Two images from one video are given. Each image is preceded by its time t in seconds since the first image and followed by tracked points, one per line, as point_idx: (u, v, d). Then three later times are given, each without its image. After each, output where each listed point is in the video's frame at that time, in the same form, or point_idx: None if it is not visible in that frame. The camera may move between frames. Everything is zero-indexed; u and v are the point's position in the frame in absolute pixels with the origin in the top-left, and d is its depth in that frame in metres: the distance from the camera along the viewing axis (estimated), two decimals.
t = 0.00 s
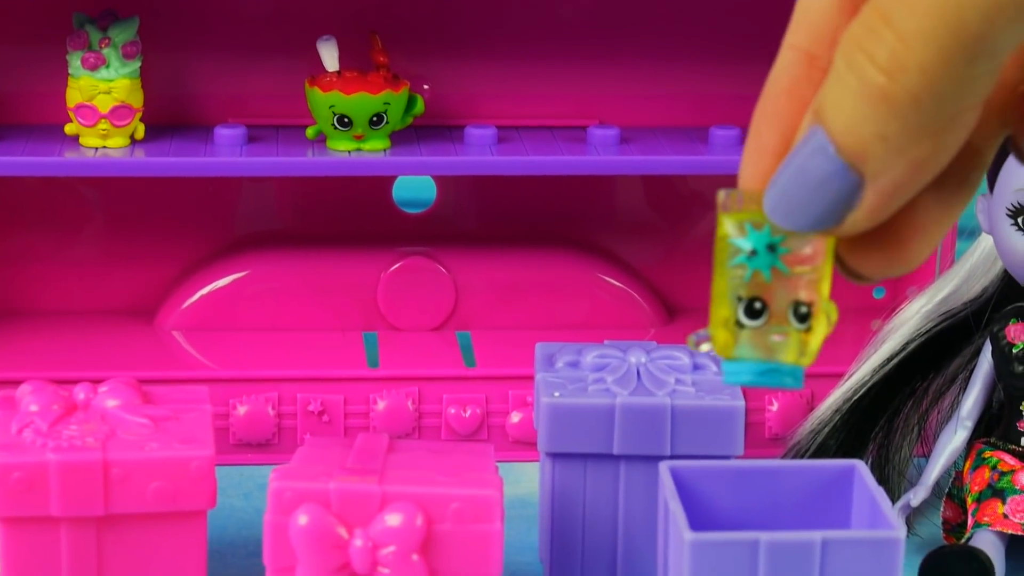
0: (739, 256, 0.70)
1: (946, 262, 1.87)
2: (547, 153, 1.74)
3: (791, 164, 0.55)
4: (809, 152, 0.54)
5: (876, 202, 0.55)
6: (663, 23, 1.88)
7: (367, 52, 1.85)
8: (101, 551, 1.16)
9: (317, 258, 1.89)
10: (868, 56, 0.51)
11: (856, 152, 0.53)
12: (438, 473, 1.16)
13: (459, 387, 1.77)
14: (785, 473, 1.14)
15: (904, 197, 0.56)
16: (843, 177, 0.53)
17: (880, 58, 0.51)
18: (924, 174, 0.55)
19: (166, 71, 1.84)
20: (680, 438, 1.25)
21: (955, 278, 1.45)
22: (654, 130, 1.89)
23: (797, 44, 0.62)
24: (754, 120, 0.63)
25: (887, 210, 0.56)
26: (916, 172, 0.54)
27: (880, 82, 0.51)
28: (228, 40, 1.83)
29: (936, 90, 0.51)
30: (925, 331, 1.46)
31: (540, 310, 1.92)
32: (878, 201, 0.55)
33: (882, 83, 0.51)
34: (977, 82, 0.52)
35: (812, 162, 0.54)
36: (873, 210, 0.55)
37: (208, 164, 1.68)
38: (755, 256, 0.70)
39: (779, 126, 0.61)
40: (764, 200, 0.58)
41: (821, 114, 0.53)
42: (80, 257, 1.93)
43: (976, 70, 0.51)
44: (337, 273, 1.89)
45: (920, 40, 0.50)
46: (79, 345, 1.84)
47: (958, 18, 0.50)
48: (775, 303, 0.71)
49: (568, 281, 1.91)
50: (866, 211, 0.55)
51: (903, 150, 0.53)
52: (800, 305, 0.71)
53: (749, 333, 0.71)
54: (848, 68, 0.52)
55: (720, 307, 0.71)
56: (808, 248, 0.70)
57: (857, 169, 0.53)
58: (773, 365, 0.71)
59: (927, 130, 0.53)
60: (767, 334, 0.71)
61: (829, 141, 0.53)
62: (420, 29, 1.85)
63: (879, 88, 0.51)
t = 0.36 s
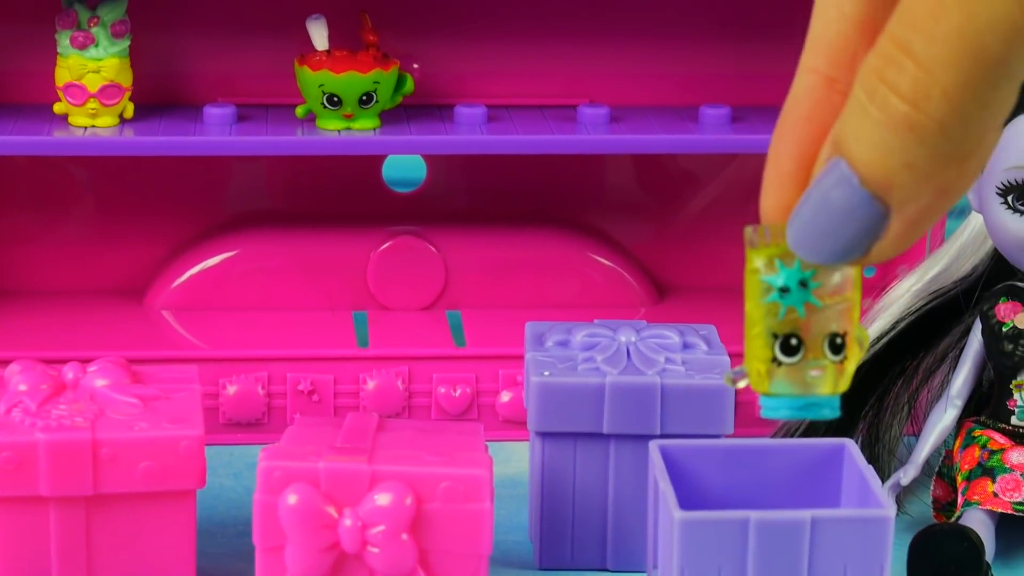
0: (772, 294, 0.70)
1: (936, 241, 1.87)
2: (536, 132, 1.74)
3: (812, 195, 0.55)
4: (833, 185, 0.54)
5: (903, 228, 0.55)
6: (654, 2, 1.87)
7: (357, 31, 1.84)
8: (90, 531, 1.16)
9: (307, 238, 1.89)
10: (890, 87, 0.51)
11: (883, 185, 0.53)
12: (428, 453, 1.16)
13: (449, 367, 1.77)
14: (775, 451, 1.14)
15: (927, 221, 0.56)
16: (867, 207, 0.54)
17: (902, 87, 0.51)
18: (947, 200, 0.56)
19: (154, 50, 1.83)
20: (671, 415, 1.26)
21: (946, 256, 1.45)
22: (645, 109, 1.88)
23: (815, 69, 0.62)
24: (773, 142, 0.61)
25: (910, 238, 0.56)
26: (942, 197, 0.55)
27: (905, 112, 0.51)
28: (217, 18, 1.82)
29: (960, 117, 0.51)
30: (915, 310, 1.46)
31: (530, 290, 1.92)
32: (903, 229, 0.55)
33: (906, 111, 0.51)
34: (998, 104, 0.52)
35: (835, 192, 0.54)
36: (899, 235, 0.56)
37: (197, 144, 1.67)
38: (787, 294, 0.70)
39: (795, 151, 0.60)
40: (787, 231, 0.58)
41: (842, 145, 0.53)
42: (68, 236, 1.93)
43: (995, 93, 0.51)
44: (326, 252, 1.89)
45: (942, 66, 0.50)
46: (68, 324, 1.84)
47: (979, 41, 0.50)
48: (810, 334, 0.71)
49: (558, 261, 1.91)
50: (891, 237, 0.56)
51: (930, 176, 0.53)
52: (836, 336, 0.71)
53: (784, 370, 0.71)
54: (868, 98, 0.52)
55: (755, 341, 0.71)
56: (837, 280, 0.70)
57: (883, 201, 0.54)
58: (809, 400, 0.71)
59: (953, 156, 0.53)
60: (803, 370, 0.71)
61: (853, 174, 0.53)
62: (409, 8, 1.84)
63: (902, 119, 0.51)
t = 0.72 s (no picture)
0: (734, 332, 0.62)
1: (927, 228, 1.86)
2: (527, 120, 1.73)
3: (775, 240, 0.49)
4: (798, 227, 0.48)
5: (863, 272, 0.50)
6: None
7: (347, 19, 1.83)
8: (81, 520, 1.15)
9: (297, 226, 1.89)
10: (854, 119, 0.46)
11: (852, 223, 0.47)
12: (419, 441, 1.15)
13: (440, 355, 1.77)
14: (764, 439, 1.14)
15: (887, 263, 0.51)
16: (836, 244, 0.48)
17: (866, 119, 0.46)
18: (911, 236, 0.50)
19: (145, 38, 1.82)
20: (661, 403, 1.26)
21: (938, 243, 1.45)
22: (635, 97, 1.88)
23: (777, 105, 0.57)
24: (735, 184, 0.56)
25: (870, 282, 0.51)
26: (906, 235, 0.50)
27: (871, 146, 0.46)
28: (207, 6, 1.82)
29: (929, 148, 0.47)
30: (905, 298, 1.46)
31: (521, 278, 1.92)
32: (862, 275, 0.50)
33: (873, 145, 0.46)
34: (962, 139, 0.48)
35: (801, 230, 0.47)
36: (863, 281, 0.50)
37: (187, 131, 1.66)
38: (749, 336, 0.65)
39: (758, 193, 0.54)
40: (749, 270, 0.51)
41: (809, 181, 0.47)
42: (59, 224, 1.92)
43: (960, 127, 0.47)
44: (317, 240, 1.88)
45: (911, 97, 0.45)
46: (59, 312, 1.83)
47: (943, 65, 0.45)
48: (773, 373, 0.63)
49: (549, 249, 1.91)
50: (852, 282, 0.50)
51: (897, 211, 0.48)
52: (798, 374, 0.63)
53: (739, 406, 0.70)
54: (834, 132, 0.47)
55: (717, 379, 0.63)
56: (801, 317, 0.62)
57: (852, 237, 0.48)
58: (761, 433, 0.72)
59: (918, 190, 0.48)
60: (767, 409, 0.63)
61: (820, 213, 0.47)
62: None
63: (869, 153, 0.46)
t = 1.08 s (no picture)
0: (727, 381, 0.69)
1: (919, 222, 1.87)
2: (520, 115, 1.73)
3: (763, 289, 0.49)
4: (784, 276, 0.48)
5: (852, 313, 0.49)
6: None
7: (340, 13, 1.83)
8: (75, 514, 1.15)
9: (290, 221, 1.88)
10: (837, 171, 0.46)
11: (836, 270, 0.47)
12: (412, 435, 1.15)
13: (433, 349, 1.77)
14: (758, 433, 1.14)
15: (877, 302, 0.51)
16: (822, 294, 0.47)
17: (848, 171, 0.46)
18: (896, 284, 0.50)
19: (137, 32, 1.82)
20: (655, 396, 1.26)
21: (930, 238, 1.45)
22: (628, 92, 1.88)
23: (764, 158, 0.57)
24: (725, 235, 0.57)
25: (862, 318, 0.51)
26: (894, 281, 0.49)
27: (851, 197, 0.46)
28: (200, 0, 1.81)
29: (909, 197, 0.46)
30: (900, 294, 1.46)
31: (514, 272, 1.92)
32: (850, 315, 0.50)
33: (855, 196, 0.46)
34: (947, 186, 0.47)
35: (788, 280, 0.48)
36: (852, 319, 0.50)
37: (180, 126, 1.66)
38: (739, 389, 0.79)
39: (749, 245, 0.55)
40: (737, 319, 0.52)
41: (795, 231, 0.48)
42: (51, 219, 1.91)
43: (942, 173, 0.46)
44: (310, 235, 1.88)
45: (891, 150, 0.45)
46: (53, 307, 1.83)
47: (921, 121, 0.44)
48: (764, 421, 0.71)
49: (542, 244, 1.91)
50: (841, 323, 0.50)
51: (881, 259, 0.47)
52: (787, 422, 0.72)
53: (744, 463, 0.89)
54: (817, 183, 0.47)
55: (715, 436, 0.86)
56: (789, 364, 0.69)
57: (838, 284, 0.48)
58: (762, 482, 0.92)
59: (903, 238, 0.47)
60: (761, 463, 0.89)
61: (804, 261, 0.47)
62: None
63: (848, 203, 0.46)
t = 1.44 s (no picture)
0: (735, 331, 0.85)
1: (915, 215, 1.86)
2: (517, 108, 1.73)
3: (772, 241, 0.55)
4: (789, 230, 0.54)
5: (855, 269, 0.55)
6: None
7: (336, 6, 1.83)
8: (70, 509, 1.15)
9: (286, 214, 1.88)
10: (838, 139, 0.51)
11: (836, 227, 0.53)
12: (409, 428, 1.15)
13: (429, 342, 1.77)
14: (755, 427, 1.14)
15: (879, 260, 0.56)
16: (823, 249, 0.54)
17: (848, 140, 0.51)
18: (896, 242, 0.55)
19: (133, 25, 1.81)
20: (651, 390, 1.26)
21: (927, 232, 1.46)
22: (625, 85, 1.88)
23: (776, 118, 0.63)
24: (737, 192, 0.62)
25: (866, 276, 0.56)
26: (892, 242, 0.55)
27: (853, 163, 0.51)
28: None
29: (903, 164, 0.51)
30: (895, 287, 1.47)
31: (511, 265, 1.91)
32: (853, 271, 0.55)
33: (854, 162, 0.51)
34: (942, 153, 0.52)
35: (794, 235, 0.54)
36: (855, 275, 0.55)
37: (176, 118, 1.65)
38: (748, 330, 0.84)
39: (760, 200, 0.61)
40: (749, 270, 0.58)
41: (801, 189, 0.53)
42: (46, 213, 1.91)
43: (936, 141, 0.51)
44: (306, 228, 1.88)
45: (887, 122, 0.50)
46: (48, 300, 1.83)
47: (915, 96, 0.49)
48: (772, 367, 0.84)
49: (538, 237, 1.90)
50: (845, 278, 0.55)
51: (880, 220, 0.53)
52: (796, 368, 0.84)
53: (747, 399, 0.84)
54: (819, 148, 0.52)
55: (722, 372, 0.85)
56: (796, 314, 0.83)
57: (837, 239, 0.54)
58: (771, 426, 0.84)
59: (900, 200, 0.53)
60: (766, 399, 0.84)
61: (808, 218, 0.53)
62: None
63: (850, 169, 0.51)
